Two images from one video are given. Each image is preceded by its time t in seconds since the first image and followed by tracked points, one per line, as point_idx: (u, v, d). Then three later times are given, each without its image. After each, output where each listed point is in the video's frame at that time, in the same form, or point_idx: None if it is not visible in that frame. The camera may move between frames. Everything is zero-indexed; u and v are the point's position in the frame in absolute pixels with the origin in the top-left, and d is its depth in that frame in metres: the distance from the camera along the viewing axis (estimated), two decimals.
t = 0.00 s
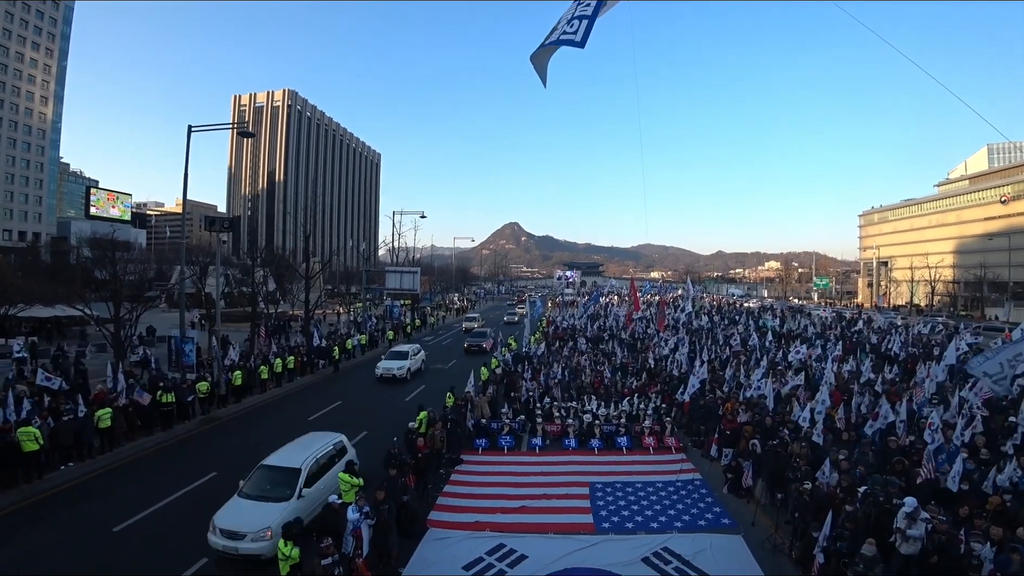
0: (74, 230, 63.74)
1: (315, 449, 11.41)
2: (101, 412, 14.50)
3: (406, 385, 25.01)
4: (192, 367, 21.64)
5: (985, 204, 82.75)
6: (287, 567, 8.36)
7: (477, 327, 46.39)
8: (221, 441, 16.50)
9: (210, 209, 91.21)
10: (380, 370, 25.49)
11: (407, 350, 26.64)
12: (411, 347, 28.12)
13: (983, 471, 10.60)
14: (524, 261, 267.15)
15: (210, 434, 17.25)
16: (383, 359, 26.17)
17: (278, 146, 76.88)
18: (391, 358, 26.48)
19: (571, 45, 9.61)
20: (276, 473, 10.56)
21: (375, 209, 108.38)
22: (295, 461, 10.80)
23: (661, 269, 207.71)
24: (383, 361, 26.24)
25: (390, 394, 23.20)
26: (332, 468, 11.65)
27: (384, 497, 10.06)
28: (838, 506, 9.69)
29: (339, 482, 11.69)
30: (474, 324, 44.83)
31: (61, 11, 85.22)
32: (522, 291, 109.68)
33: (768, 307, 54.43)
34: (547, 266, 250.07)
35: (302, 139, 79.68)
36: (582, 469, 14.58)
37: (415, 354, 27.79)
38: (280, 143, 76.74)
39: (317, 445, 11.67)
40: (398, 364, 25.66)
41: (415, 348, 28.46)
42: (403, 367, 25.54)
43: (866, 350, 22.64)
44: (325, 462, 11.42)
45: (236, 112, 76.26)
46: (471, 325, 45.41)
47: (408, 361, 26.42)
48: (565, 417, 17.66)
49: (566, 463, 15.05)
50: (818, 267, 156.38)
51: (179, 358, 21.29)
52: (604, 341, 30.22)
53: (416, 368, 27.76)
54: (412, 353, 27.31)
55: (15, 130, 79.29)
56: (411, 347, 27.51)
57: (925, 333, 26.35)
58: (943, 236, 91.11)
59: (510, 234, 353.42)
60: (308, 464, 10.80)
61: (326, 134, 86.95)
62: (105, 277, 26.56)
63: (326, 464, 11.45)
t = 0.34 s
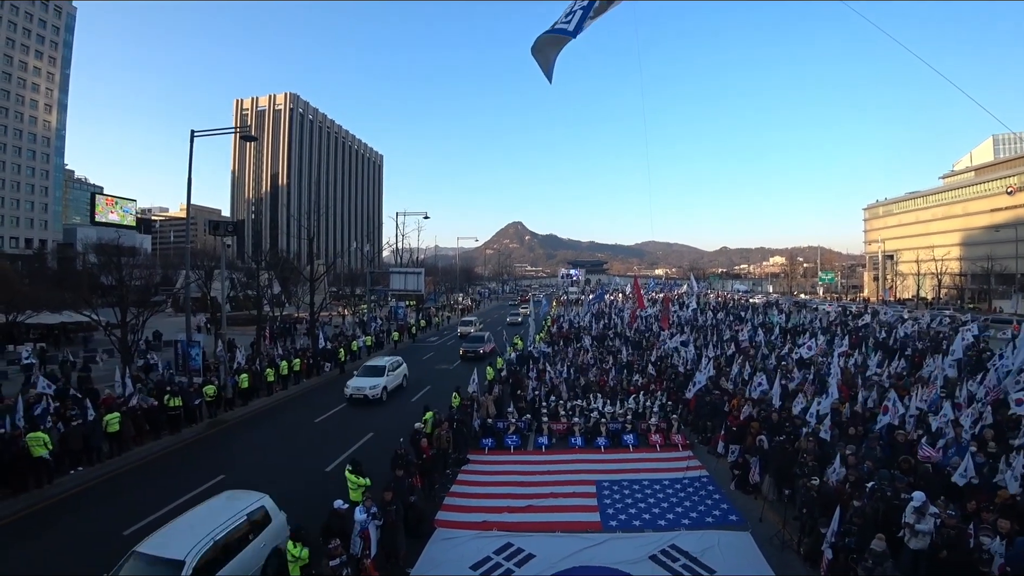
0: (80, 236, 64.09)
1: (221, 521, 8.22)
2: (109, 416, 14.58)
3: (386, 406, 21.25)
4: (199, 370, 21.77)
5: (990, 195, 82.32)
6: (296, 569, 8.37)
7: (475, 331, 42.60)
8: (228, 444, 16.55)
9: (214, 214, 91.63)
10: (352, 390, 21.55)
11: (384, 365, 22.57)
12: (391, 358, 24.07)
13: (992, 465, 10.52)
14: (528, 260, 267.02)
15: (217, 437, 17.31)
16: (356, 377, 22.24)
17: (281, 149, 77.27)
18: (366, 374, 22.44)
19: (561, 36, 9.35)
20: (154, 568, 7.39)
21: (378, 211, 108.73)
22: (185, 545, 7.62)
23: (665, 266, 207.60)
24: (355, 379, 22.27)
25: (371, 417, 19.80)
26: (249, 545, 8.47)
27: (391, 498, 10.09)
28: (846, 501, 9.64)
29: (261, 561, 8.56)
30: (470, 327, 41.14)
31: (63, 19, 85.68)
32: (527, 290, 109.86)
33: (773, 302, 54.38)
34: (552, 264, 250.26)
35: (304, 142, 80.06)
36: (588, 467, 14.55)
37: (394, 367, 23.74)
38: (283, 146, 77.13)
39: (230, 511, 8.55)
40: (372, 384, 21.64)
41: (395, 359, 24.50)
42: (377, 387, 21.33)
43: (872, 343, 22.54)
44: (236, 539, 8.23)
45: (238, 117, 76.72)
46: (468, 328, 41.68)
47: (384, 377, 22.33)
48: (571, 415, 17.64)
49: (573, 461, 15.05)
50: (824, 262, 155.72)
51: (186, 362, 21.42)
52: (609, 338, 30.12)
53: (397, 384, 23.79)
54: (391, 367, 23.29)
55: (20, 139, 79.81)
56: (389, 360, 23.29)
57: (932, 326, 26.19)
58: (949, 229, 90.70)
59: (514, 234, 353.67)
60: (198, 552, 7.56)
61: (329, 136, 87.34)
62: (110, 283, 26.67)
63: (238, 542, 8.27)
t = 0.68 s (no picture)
0: (81, 240, 64.14)
1: None
2: (112, 420, 14.59)
3: (350, 438, 17.47)
4: (201, 374, 21.79)
5: (991, 192, 82.24)
6: (299, 572, 8.38)
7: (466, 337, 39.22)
8: (231, 447, 16.56)
9: (215, 217, 91.73)
10: (307, 417, 17.67)
11: (347, 387, 18.68)
12: (359, 375, 20.13)
13: (994, 463, 10.46)
14: (528, 261, 266.93)
15: (220, 440, 17.31)
16: (313, 401, 18.37)
17: (281, 152, 77.46)
18: (326, 397, 18.56)
19: (555, 28, 9.59)
20: None
21: (379, 214, 108.87)
22: None
23: (666, 266, 207.48)
24: (312, 403, 18.37)
25: (332, 449, 16.36)
26: None
27: (394, 500, 10.08)
28: (848, 500, 9.62)
29: None
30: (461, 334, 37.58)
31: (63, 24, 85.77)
32: (528, 291, 109.91)
33: (774, 300, 54.39)
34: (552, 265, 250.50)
35: (304, 145, 80.17)
36: (591, 468, 14.52)
37: (363, 386, 19.83)
38: (282, 149, 77.33)
39: None
40: (331, 411, 17.74)
41: (366, 376, 20.61)
42: (336, 414, 17.58)
43: (873, 341, 22.54)
44: None
45: (238, 120, 76.79)
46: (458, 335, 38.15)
47: (348, 402, 18.42)
48: (573, 416, 17.55)
49: (574, 462, 15.02)
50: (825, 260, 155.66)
51: (187, 366, 21.45)
52: (610, 339, 30.09)
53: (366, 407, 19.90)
54: (358, 388, 19.42)
55: (21, 144, 79.96)
56: (356, 380, 19.42)
57: (934, 325, 26.17)
58: (950, 226, 90.56)
59: (514, 235, 353.69)
60: None
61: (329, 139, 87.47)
62: (112, 287, 26.70)
63: None
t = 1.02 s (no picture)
0: (78, 246, 64.05)
1: None
2: (110, 427, 14.55)
3: (293, 485, 13.73)
4: (199, 379, 21.74)
5: (987, 189, 82.61)
6: None
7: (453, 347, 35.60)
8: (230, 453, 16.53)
9: (213, 222, 91.72)
10: (236, 460, 13.88)
11: (290, 420, 14.86)
12: (308, 403, 16.27)
13: (993, 460, 10.46)
14: (526, 263, 266.91)
15: (219, 446, 17.27)
16: (247, 437, 14.57)
17: (278, 157, 77.45)
18: (263, 433, 14.72)
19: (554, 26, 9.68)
20: None
21: (376, 217, 108.97)
22: None
23: (664, 267, 207.83)
24: (245, 440, 14.55)
25: (276, 496, 13.08)
26: None
27: (394, 503, 10.06)
28: (848, 499, 9.62)
29: None
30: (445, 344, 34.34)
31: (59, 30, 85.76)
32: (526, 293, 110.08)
33: (772, 300, 54.56)
34: (550, 267, 250.86)
35: (301, 149, 80.14)
36: (591, 470, 14.51)
37: (314, 415, 16.09)
38: (279, 153, 77.29)
39: None
40: (266, 451, 13.94)
41: (318, 400, 16.87)
42: (270, 458, 13.79)
43: (872, 340, 22.59)
44: None
45: (235, 124, 76.77)
46: (443, 344, 34.56)
47: (290, 438, 14.54)
48: (572, 418, 17.55)
49: (574, 464, 15.00)
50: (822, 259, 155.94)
51: (186, 372, 21.40)
52: (609, 340, 30.11)
53: (317, 441, 16.10)
54: (305, 420, 15.61)
55: (17, 150, 79.90)
56: (302, 410, 15.59)
57: (930, 322, 26.25)
58: (946, 224, 90.87)
59: (512, 237, 354.21)
60: None
61: (326, 143, 87.46)
62: (109, 293, 26.64)
63: None
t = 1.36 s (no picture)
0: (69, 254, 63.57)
1: None
2: (103, 436, 14.42)
3: (182, 571, 9.86)
4: (193, 387, 21.61)
5: (975, 188, 83.38)
6: None
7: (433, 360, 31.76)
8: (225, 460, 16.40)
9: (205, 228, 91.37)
10: (115, 531, 10.13)
11: (198, 473, 11.18)
12: (231, 444, 12.53)
13: (984, 456, 10.53)
14: (520, 266, 267.08)
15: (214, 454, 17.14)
16: (138, 497, 10.88)
17: (270, 163, 77.26)
18: (162, 491, 11.00)
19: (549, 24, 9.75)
20: None
21: (370, 222, 108.90)
22: None
23: (658, 269, 208.44)
24: (134, 502, 10.82)
25: (203, 555, 10.48)
26: None
27: (390, 508, 9.98)
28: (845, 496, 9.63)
29: None
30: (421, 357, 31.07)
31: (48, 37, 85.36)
32: (521, 297, 110.16)
33: (765, 299, 54.83)
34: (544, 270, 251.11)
35: (293, 154, 79.97)
36: (588, 472, 14.47)
37: (234, 462, 12.24)
38: (272, 159, 77.11)
39: None
40: (155, 520, 10.17)
41: (245, 441, 12.97)
42: (160, 530, 10.08)
43: (864, 338, 22.71)
44: None
45: (227, 130, 76.59)
46: (420, 357, 30.71)
47: (195, 497, 10.85)
48: (568, 421, 17.56)
49: (570, 466, 14.99)
50: (814, 258, 156.78)
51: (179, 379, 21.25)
52: (603, 341, 30.15)
53: (238, 496, 12.32)
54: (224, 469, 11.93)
55: (6, 158, 79.38)
56: (220, 455, 11.90)
57: (923, 320, 26.37)
58: (936, 223, 91.58)
59: (506, 241, 354.67)
60: None
61: (318, 148, 87.35)
62: (101, 301, 26.46)
63: None
